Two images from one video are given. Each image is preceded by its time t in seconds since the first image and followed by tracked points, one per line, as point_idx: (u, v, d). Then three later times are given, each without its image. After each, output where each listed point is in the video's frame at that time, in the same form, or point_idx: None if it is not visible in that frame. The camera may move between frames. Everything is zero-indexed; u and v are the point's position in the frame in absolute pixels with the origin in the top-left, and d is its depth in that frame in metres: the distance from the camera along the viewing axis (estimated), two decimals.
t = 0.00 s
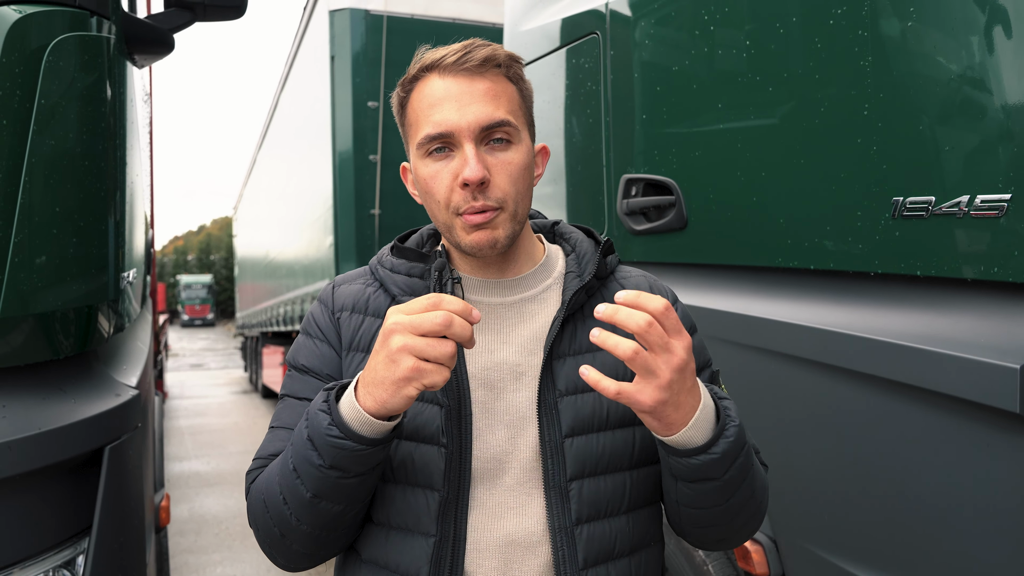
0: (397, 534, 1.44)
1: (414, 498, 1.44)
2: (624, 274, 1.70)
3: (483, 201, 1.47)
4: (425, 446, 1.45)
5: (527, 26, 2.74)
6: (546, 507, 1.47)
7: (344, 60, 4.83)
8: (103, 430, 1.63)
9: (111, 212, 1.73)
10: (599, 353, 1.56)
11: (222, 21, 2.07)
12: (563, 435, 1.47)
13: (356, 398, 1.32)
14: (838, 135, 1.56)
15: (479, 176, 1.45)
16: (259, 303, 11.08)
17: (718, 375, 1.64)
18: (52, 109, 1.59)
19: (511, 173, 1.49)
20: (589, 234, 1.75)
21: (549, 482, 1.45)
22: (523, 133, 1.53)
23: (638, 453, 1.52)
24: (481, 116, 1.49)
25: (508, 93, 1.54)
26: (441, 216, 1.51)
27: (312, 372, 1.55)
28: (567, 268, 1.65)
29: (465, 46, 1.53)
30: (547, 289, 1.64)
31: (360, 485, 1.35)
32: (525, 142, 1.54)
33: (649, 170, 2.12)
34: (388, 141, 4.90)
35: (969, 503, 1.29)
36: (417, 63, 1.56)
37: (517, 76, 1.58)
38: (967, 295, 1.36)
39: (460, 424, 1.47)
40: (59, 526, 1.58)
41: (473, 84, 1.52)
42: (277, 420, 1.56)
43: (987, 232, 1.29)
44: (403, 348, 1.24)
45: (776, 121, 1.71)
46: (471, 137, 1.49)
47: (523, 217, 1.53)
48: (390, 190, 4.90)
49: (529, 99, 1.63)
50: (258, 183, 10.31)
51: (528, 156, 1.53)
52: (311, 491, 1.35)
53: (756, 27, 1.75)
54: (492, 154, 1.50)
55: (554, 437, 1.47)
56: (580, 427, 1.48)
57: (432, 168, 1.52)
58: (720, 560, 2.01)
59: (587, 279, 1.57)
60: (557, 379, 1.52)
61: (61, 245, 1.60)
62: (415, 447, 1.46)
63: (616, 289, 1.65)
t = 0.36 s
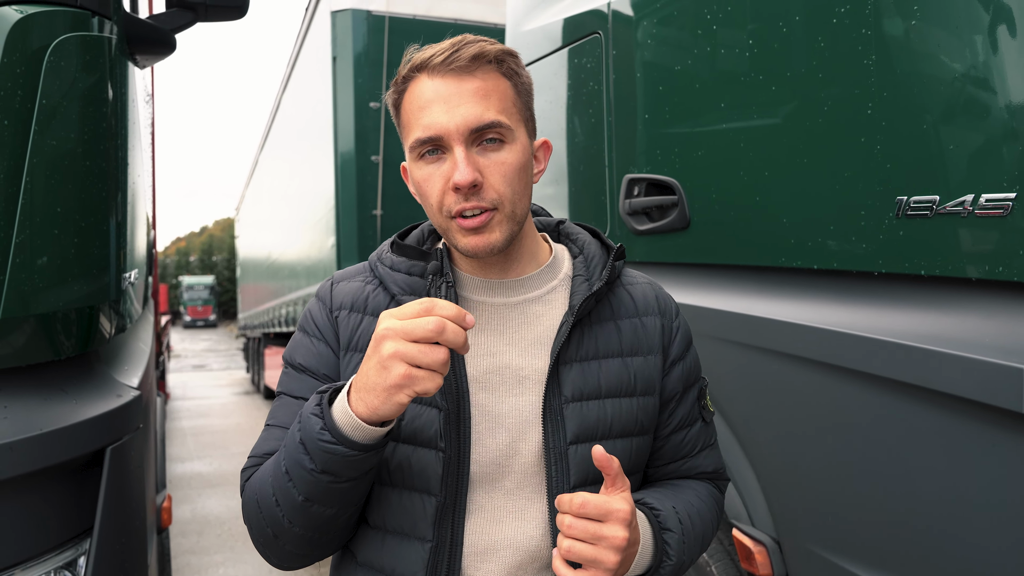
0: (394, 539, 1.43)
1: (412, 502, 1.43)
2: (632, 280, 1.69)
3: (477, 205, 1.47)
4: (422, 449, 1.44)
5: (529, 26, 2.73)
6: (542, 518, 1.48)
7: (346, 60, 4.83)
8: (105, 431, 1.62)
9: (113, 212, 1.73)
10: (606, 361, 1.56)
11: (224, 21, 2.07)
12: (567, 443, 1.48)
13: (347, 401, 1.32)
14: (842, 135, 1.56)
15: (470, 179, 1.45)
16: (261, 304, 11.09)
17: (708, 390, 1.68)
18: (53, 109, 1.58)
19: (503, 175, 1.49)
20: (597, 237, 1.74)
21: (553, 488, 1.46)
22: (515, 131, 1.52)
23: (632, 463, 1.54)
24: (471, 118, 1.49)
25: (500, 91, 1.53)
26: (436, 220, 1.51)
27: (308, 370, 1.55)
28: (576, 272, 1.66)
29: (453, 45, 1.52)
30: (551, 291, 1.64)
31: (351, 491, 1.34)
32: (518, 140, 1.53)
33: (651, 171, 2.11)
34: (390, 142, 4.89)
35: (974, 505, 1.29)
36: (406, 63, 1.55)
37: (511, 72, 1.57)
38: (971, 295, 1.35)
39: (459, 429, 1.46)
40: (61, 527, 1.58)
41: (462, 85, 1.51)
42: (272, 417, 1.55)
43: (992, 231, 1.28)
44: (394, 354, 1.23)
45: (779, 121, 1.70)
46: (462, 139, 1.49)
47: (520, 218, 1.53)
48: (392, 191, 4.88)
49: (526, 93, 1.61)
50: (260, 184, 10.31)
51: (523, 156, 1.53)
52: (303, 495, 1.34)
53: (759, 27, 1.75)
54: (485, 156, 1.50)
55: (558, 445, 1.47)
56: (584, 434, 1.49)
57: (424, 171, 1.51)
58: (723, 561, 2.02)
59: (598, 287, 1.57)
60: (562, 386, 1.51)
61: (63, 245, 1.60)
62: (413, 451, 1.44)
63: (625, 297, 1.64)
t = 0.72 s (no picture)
0: (397, 536, 1.43)
1: (417, 500, 1.43)
2: (631, 282, 1.69)
3: (488, 205, 1.47)
4: (427, 447, 1.44)
5: (531, 26, 2.73)
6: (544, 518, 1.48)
7: (348, 61, 4.83)
8: (107, 431, 1.62)
9: (115, 213, 1.73)
10: (605, 363, 1.55)
11: (226, 21, 2.07)
12: (566, 443, 1.47)
13: (358, 398, 1.31)
14: (845, 134, 1.55)
15: (482, 180, 1.45)
16: (263, 304, 11.10)
17: (708, 391, 1.68)
18: (55, 109, 1.58)
19: (515, 177, 1.49)
20: (597, 238, 1.74)
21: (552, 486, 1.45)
22: (529, 134, 1.52)
23: (631, 463, 1.54)
24: (485, 118, 1.48)
25: (515, 92, 1.53)
26: (445, 218, 1.51)
27: (310, 365, 1.54)
28: (575, 272, 1.66)
29: (471, 44, 1.51)
30: (552, 292, 1.64)
31: (358, 488, 1.34)
32: (531, 143, 1.53)
33: (654, 171, 2.11)
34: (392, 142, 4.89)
35: (978, 505, 1.28)
36: (423, 59, 1.55)
37: (526, 72, 1.56)
38: (975, 295, 1.34)
39: (463, 427, 1.45)
40: (63, 527, 1.58)
41: (477, 85, 1.50)
42: (273, 411, 1.55)
43: (996, 231, 1.28)
44: (409, 355, 1.23)
45: (783, 121, 1.70)
46: (475, 139, 1.48)
47: (529, 221, 1.53)
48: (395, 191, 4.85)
49: (539, 95, 1.61)
50: (262, 185, 10.32)
51: (535, 158, 1.53)
52: (309, 491, 1.34)
53: (762, 26, 1.74)
54: (497, 157, 1.49)
55: (559, 445, 1.46)
56: (583, 435, 1.48)
57: (436, 169, 1.51)
58: (725, 562, 2.02)
59: (598, 289, 1.56)
60: (562, 387, 1.51)
61: (65, 245, 1.60)
62: (417, 449, 1.44)
63: (623, 299, 1.63)
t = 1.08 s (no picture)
0: (405, 535, 1.43)
1: (425, 499, 1.43)
2: (633, 284, 1.68)
3: (496, 208, 1.47)
4: (434, 446, 1.44)
5: (533, 27, 2.73)
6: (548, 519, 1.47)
7: (350, 61, 4.83)
8: (109, 433, 1.62)
9: (118, 213, 1.73)
10: (608, 363, 1.55)
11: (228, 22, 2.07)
12: (570, 442, 1.47)
13: (372, 396, 1.31)
14: (849, 134, 1.55)
15: (491, 183, 1.45)
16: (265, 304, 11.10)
17: (710, 392, 1.67)
18: (58, 110, 1.59)
19: (524, 180, 1.49)
20: (600, 240, 1.74)
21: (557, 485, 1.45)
22: (537, 138, 1.52)
23: (633, 462, 1.54)
24: (495, 122, 1.49)
25: (524, 97, 1.53)
26: (453, 220, 1.51)
27: (318, 365, 1.54)
28: (578, 273, 1.65)
29: (482, 49, 1.52)
30: (556, 293, 1.63)
31: (370, 486, 1.34)
32: (539, 147, 1.53)
33: (656, 171, 2.11)
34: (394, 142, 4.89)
35: (982, 506, 1.28)
36: (433, 64, 1.55)
37: (535, 78, 1.57)
38: (979, 296, 1.34)
39: (470, 427, 1.45)
40: (66, 528, 1.58)
41: (486, 89, 1.50)
42: (280, 411, 1.55)
43: (999, 231, 1.27)
44: (426, 354, 1.23)
45: (786, 122, 1.69)
46: (485, 142, 1.48)
47: (536, 224, 1.53)
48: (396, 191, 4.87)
49: (547, 100, 1.61)
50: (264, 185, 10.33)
51: (542, 162, 1.53)
52: (321, 489, 1.34)
53: (765, 26, 1.74)
54: (506, 160, 1.49)
55: (563, 444, 1.47)
56: (587, 434, 1.48)
57: (445, 171, 1.51)
58: (728, 562, 2.02)
59: (601, 291, 1.56)
60: (566, 387, 1.51)
61: (68, 246, 1.60)
62: (425, 448, 1.44)
63: (626, 301, 1.63)
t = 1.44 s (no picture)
0: (408, 533, 1.43)
1: (429, 498, 1.42)
2: (635, 284, 1.68)
3: (498, 203, 1.47)
4: (438, 446, 1.44)
5: (536, 27, 2.72)
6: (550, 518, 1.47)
7: (353, 61, 4.84)
8: (111, 433, 1.63)
9: (121, 213, 1.74)
10: (609, 362, 1.55)
11: (231, 22, 2.07)
12: (570, 441, 1.47)
13: (379, 401, 1.31)
14: (852, 134, 1.54)
15: (493, 178, 1.45)
16: (267, 304, 11.11)
17: (712, 391, 1.67)
18: (61, 109, 1.59)
19: (526, 177, 1.49)
20: (601, 240, 1.74)
21: (558, 485, 1.45)
22: (540, 136, 1.52)
23: (635, 462, 1.54)
24: (498, 119, 1.49)
25: (527, 95, 1.53)
26: (455, 216, 1.51)
27: (323, 365, 1.54)
28: (580, 275, 1.65)
29: (484, 47, 1.51)
30: (559, 294, 1.63)
31: (376, 486, 1.34)
32: (542, 145, 1.53)
33: (659, 171, 2.11)
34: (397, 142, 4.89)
35: (985, 507, 1.28)
36: (436, 62, 1.55)
37: (537, 78, 1.57)
38: (982, 296, 1.34)
39: (473, 425, 1.45)
40: (68, 527, 1.58)
41: (489, 86, 1.51)
42: (285, 411, 1.54)
43: (1002, 232, 1.27)
44: (431, 356, 1.23)
45: (789, 122, 1.69)
46: (487, 139, 1.48)
47: (538, 221, 1.52)
48: (399, 191, 4.87)
49: (549, 100, 1.61)
50: (266, 185, 10.34)
51: (545, 160, 1.53)
52: (329, 489, 1.34)
53: (768, 26, 1.74)
54: (508, 157, 1.49)
55: (562, 444, 1.47)
56: (588, 434, 1.48)
57: (448, 168, 1.51)
58: (730, 563, 2.02)
59: (602, 290, 1.56)
60: (567, 386, 1.50)
61: (71, 245, 1.60)
62: (429, 447, 1.44)
63: (628, 301, 1.63)
